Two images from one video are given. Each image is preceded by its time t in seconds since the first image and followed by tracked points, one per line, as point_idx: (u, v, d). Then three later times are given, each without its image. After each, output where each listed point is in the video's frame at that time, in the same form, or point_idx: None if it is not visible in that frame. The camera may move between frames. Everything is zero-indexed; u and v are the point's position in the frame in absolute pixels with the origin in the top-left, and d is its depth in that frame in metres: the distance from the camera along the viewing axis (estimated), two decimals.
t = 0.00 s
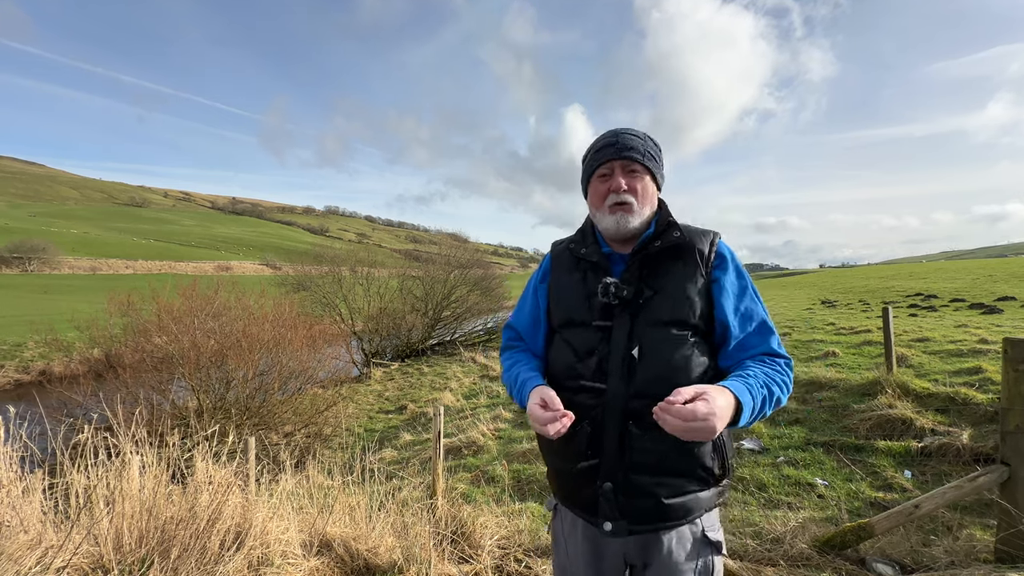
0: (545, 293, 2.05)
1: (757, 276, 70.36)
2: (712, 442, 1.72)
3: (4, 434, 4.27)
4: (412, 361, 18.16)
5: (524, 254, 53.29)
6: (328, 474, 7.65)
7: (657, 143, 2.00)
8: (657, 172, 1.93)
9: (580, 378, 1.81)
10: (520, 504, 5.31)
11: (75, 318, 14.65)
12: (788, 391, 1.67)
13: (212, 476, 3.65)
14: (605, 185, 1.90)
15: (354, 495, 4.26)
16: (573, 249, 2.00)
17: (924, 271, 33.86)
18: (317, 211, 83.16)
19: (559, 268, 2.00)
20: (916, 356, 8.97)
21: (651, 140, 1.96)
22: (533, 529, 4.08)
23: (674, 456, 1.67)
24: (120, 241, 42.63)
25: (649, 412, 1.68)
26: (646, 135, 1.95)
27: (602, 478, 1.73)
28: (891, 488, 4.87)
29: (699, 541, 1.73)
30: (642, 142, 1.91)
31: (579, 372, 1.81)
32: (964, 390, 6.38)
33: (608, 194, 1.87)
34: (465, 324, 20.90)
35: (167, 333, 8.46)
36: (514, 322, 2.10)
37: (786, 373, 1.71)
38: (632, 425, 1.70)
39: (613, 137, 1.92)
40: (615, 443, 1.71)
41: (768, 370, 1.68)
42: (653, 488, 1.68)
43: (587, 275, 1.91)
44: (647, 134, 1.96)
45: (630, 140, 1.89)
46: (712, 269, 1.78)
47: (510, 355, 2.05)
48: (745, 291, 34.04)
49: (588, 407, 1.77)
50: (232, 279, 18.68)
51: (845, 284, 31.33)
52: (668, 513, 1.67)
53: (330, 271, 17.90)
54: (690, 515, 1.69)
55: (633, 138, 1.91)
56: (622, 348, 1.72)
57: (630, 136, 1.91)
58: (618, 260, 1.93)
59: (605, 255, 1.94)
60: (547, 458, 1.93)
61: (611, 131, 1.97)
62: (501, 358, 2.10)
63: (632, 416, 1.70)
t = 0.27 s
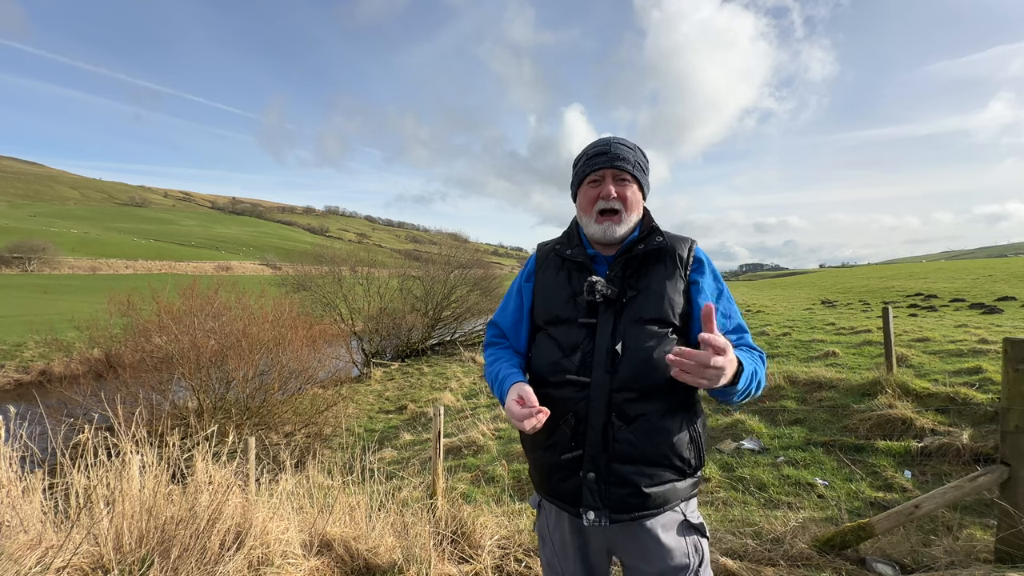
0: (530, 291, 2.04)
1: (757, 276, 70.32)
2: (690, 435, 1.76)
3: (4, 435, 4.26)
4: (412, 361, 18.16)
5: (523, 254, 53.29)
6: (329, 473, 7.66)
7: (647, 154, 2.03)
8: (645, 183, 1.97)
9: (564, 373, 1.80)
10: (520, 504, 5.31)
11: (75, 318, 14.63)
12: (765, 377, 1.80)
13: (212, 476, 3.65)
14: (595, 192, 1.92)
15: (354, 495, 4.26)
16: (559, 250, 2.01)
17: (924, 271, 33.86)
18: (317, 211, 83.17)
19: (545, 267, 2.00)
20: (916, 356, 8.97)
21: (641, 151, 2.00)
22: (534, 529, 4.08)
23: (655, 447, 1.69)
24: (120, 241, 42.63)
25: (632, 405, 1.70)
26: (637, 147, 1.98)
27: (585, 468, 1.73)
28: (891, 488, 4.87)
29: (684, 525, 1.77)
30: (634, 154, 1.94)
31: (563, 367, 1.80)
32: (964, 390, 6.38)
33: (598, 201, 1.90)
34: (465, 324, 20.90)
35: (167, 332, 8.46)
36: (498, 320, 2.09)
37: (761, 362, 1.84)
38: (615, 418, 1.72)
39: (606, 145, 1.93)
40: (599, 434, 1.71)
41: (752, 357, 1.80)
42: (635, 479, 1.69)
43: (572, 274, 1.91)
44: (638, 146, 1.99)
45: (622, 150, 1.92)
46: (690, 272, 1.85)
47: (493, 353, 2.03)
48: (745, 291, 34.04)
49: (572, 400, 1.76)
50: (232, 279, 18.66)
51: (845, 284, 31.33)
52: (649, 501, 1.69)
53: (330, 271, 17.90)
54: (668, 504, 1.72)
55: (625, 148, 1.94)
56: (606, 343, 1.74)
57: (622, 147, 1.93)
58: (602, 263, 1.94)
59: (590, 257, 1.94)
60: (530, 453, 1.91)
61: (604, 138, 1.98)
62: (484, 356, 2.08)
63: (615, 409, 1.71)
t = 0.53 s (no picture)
0: (526, 291, 2.04)
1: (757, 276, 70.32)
2: (683, 433, 1.76)
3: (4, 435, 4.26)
4: (412, 361, 18.16)
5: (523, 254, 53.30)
6: (329, 473, 7.66)
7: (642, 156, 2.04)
8: (640, 183, 1.98)
9: (560, 373, 1.80)
10: (520, 504, 5.31)
11: (75, 318, 14.63)
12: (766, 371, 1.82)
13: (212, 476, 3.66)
14: (591, 192, 1.92)
15: (354, 495, 4.26)
16: (555, 251, 2.01)
17: (924, 271, 33.87)
18: (317, 211, 83.18)
19: (541, 267, 2.00)
20: (916, 356, 8.97)
21: (637, 153, 2.01)
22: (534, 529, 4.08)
23: (649, 446, 1.69)
24: (120, 241, 42.62)
25: (626, 405, 1.70)
26: (632, 148, 1.99)
27: (580, 466, 1.73)
28: (891, 488, 4.87)
29: (670, 524, 1.77)
30: (629, 154, 1.95)
31: (559, 367, 1.80)
32: (964, 390, 6.38)
33: (594, 201, 1.90)
34: (465, 324, 20.89)
35: (167, 332, 8.45)
36: (494, 319, 2.09)
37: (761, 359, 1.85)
38: (610, 417, 1.72)
39: (602, 146, 1.94)
40: (593, 433, 1.72)
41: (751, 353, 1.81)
42: (629, 477, 1.69)
43: (568, 275, 1.91)
44: (633, 147, 2.00)
45: (617, 151, 1.92)
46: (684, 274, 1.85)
47: (489, 352, 2.03)
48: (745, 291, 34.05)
49: (568, 400, 1.77)
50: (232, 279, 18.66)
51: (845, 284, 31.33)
52: (642, 499, 1.69)
53: (330, 271, 17.90)
54: (660, 502, 1.72)
55: (621, 148, 1.94)
56: (602, 344, 1.74)
57: (618, 147, 1.94)
58: (598, 263, 1.94)
59: (586, 257, 1.95)
60: (526, 450, 1.92)
61: (600, 139, 1.98)
62: (481, 354, 2.08)
63: (610, 408, 1.71)
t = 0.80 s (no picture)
0: (525, 293, 2.03)
1: (757, 276, 70.30)
2: (681, 432, 1.79)
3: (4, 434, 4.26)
4: (412, 362, 18.16)
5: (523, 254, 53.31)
6: (328, 473, 7.67)
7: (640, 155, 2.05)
8: (639, 183, 1.98)
9: (562, 377, 1.80)
10: (520, 504, 5.31)
11: (76, 318, 14.63)
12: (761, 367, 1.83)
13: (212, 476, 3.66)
14: (590, 190, 1.92)
15: (354, 496, 4.26)
16: (553, 252, 2.00)
17: (924, 271, 33.87)
18: (317, 211, 83.19)
19: (539, 269, 1.99)
20: (916, 356, 8.97)
21: (635, 153, 2.01)
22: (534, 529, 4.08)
23: (650, 448, 1.71)
24: (120, 241, 42.64)
25: (628, 408, 1.72)
26: (630, 147, 2.00)
27: (583, 469, 1.73)
28: (891, 488, 4.87)
29: (668, 519, 1.79)
30: (628, 154, 1.95)
31: (561, 371, 1.80)
32: (964, 390, 6.38)
33: (593, 199, 1.90)
34: (465, 324, 20.89)
35: (167, 332, 8.46)
36: (492, 321, 2.07)
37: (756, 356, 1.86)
38: (612, 420, 1.72)
39: (601, 145, 1.94)
40: (596, 436, 1.72)
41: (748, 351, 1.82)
42: (631, 479, 1.70)
43: (567, 277, 1.91)
44: (631, 146, 2.00)
45: (616, 150, 1.93)
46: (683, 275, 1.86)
47: (488, 354, 2.02)
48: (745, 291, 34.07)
49: (570, 403, 1.76)
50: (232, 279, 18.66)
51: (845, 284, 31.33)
52: (645, 500, 1.70)
53: (331, 271, 17.90)
54: (661, 502, 1.74)
55: (619, 148, 1.94)
56: (604, 347, 1.74)
57: (617, 146, 1.94)
58: (597, 265, 1.93)
59: (585, 258, 1.94)
60: (526, 453, 1.91)
61: (598, 138, 1.99)
62: (479, 356, 2.07)
63: (613, 411, 1.72)
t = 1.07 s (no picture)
0: (525, 295, 2.02)
1: (758, 276, 70.23)
2: (683, 435, 1.81)
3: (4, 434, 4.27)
4: (412, 362, 18.16)
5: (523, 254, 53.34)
6: (329, 473, 7.68)
7: (642, 154, 2.04)
8: (640, 182, 1.98)
9: (564, 381, 1.79)
10: (519, 504, 5.31)
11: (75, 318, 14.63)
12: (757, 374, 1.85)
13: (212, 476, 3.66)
14: (591, 190, 1.92)
15: (354, 495, 4.27)
16: (554, 253, 1.99)
17: (924, 271, 33.87)
18: (318, 211, 83.22)
19: (540, 271, 1.98)
20: (916, 356, 8.97)
21: (637, 152, 2.00)
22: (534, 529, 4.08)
23: (652, 451, 1.73)
24: (120, 241, 42.64)
25: (631, 413, 1.72)
26: (632, 146, 1.99)
27: (586, 475, 1.74)
28: (891, 488, 4.87)
29: (670, 518, 1.80)
30: (630, 153, 1.95)
31: (563, 375, 1.80)
32: (964, 390, 6.38)
33: (594, 200, 1.90)
34: (465, 324, 20.89)
35: (167, 332, 8.46)
36: (492, 323, 2.06)
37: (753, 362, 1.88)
38: (616, 425, 1.73)
39: (602, 144, 1.94)
40: (600, 442, 1.72)
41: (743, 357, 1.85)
42: (634, 482, 1.71)
43: (569, 280, 1.90)
44: (633, 145, 2.00)
45: (617, 150, 1.92)
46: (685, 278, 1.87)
47: (488, 357, 2.01)
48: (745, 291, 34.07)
49: (573, 408, 1.76)
50: (232, 279, 18.65)
51: (845, 284, 31.33)
52: (647, 503, 1.72)
53: (331, 271, 17.90)
54: (663, 504, 1.76)
55: (621, 147, 1.94)
56: (607, 353, 1.74)
57: (618, 146, 1.94)
58: (598, 266, 1.94)
59: (587, 260, 1.94)
60: (526, 455, 1.91)
61: (600, 137, 1.98)
62: (478, 358, 2.05)
63: (616, 416, 1.72)
